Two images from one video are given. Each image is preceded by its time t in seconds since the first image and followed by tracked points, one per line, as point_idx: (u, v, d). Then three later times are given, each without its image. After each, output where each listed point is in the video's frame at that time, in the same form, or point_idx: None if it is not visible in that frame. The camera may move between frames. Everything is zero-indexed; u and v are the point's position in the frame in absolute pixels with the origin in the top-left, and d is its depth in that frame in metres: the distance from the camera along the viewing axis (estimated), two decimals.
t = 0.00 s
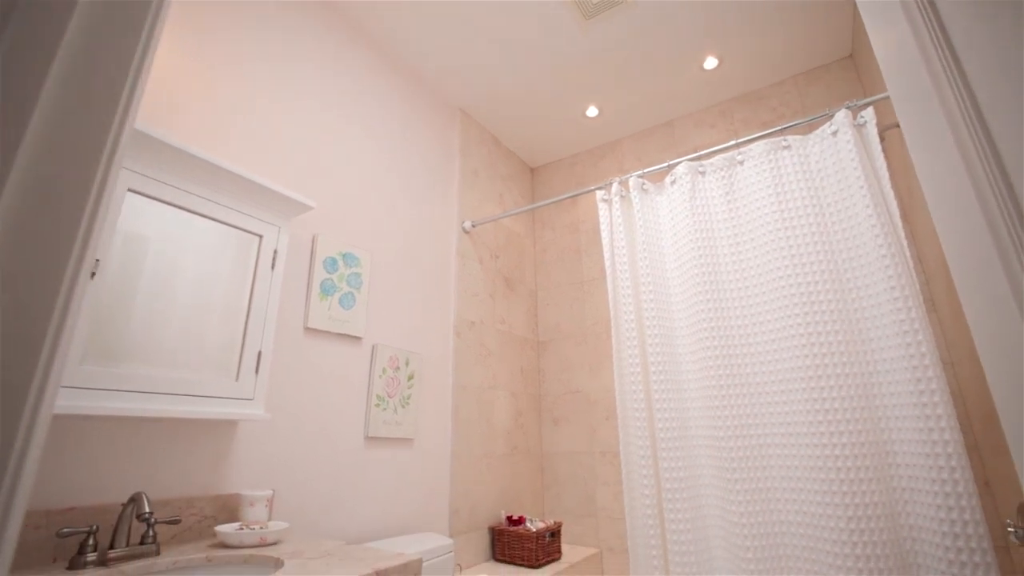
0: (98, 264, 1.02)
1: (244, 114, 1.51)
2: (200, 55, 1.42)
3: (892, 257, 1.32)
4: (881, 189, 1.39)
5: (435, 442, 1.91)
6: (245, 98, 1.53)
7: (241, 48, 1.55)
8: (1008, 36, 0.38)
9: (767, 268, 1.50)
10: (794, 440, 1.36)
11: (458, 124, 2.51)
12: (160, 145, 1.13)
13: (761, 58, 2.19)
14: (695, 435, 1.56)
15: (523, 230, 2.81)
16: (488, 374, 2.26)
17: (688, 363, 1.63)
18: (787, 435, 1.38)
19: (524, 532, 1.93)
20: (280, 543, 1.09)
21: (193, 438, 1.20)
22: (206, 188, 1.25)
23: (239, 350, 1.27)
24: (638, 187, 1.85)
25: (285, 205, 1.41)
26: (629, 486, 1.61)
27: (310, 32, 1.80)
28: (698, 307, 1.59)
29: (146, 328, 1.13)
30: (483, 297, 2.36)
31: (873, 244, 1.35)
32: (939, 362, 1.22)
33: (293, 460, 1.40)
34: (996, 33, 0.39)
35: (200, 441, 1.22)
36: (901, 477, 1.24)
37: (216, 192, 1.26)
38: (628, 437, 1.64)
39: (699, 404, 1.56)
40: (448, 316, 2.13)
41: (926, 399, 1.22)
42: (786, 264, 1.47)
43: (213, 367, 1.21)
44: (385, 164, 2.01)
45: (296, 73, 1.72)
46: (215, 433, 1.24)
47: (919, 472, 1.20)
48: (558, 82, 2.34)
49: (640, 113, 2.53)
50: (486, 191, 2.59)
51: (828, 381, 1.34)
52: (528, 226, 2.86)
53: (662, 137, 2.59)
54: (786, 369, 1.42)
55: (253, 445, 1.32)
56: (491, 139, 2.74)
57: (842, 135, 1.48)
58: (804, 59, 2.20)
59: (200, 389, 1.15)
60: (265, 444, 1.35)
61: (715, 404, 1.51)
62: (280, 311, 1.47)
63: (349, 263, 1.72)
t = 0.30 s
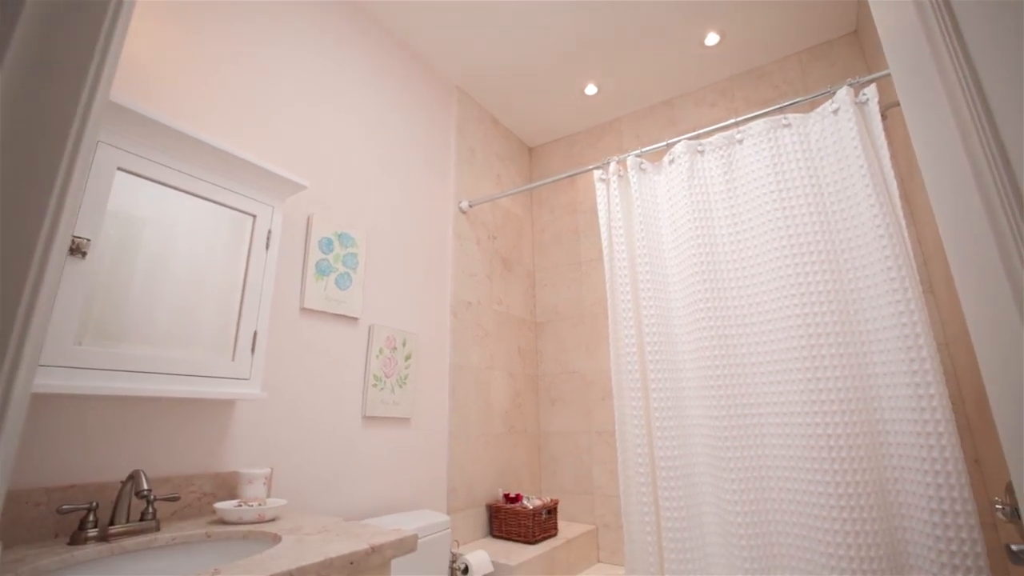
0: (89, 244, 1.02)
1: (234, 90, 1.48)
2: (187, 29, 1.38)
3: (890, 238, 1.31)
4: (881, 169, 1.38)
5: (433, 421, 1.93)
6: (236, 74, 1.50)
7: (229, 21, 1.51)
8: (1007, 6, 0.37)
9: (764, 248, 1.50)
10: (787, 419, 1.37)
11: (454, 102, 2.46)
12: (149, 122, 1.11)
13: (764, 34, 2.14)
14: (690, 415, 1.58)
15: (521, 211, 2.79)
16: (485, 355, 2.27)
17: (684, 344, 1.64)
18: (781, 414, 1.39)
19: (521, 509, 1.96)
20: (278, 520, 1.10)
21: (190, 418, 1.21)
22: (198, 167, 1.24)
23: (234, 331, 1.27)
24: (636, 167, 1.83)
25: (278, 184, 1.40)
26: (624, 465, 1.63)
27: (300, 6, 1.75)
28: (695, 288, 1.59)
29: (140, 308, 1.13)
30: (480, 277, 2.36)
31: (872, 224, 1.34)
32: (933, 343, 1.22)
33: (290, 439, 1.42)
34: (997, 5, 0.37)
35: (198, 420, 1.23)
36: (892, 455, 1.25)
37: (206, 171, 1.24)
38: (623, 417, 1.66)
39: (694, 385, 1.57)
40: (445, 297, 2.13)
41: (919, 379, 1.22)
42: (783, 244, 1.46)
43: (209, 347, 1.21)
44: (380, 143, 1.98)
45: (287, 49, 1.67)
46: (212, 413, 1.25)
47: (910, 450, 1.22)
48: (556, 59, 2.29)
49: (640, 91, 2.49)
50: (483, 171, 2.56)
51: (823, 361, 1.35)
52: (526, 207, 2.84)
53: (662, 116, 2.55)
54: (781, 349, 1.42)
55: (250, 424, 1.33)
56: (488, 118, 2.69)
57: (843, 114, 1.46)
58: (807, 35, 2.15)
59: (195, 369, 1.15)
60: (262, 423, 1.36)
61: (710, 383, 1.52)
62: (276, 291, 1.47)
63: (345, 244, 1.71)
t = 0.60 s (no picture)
0: (79, 225, 1.01)
1: (226, 67, 1.44)
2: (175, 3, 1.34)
3: (888, 219, 1.30)
4: (881, 149, 1.36)
5: (430, 403, 1.94)
6: (227, 50, 1.46)
7: None
8: None
9: (761, 230, 1.49)
10: (781, 400, 1.38)
11: (451, 81, 2.42)
12: (136, 100, 1.09)
13: (766, 11, 2.09)
14: (685, 396, 1.59)
15: (518, 192, 2.77)
16: (482, 337, 2.28)
17: (680, 326, 1.64)
18: (774, 396, 1.40)
19: (517, 488, 1.99)
20: (275, 498, 1.12)
21: (186, 399, 1.22)
22: (188, 147, 1.22)
23: (229, 312, 1.27)
24: (634, 147, 1.81)
25: (270, 164, 1.38)
26: (619, 446, 1.64)
27: None
28: (691, 270, 1.59)
29: (132, 290, 1.12)
30: (477, 260, 2.35)
31: (870, 206, 1.33)
32: (928, 325, 1.21)
33: (287, 420, 1.43)
34: None
35: (194, 401, 1.23)
36: (883, 435, 1.26)
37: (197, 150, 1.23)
38: (619, 398, 1.66)
39: (689, 367, 1.58)
40: (441, 279, 2.13)
41: (913, 361, 1.22)
42: (780, 226, 1.45)
43: (204, 329, 1.21)
44: (375, 123, 1.94)
45: (279, 25, 1.63)
46: (208, 394, 1.26)
47: (901, 430, 1.22)
48: (554, 37, 2.24)
49: (640, 70, 2.44)
50: (480, 152, 2.53)
51: (817, 343, 1.35)
52: (523, 189, 2.82)
53: (661, 96, 2.52)
54: (776, 332, 1.42)
55: (247, 405, 1.34)
56: (485, 98, 2.65)
57: (843, 93, 1.43)
58: (811, 12, 2.10)
59: (190, 350, 1.15)
60: (259, 404, 1.37)
61: (705, 365, 1.53)
62: (270, 272, 1.46)
63: (340, 225, 1.69)
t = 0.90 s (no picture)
0: (69, 208, 1.00)
1: (217, 44, 1.41)
2: None
3: (886, 201, 1.28)
4: (882, 131, 1.33)
5: (426, 385, 1.95)
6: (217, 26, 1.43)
7: None
8: None
9: (759, 212, 1.48)
10: (776, 382, 1.39)
11: (447, 60, 2.38)
12: (124, 79, 1.07)
13: None
14: (680, 378, 1.60)
15: (516, 174, 2.75)
16: (479, 320, 2.28)
17: (676, 309, 1.64)
18: (769, 379, 1.41)
19: (514, 470, 2.01)
20: (273, 479, 1.13)
21: (182, 381, 1.22)
22: (179, 127, 1.20)
23: (223, 294, 1.26)
24: (632, 128, 1.79)
25: (263, 145, 1.36)
26: (614, 428, 1.66)
27: None
28: (688, 253, 1.58)
29: (125, 273, 1.12)
30: (474, 243, 2.34)
31: (869, 188, 1.32)
32: (924, 309, 1.21)
33: (283, 402, 1.44)
34: None
35: (191, 383, 1.24)
36: (876, 417, 1.27)
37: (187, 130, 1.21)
38: (615, 381, 1.67)
39: (685, 350, 1.59)
40: (438, 262, 2.12)
41: (908, 344, 1.22)
42: (778, 209, 1.44)
43: (199, 311, 1.21)
44: (369, 103, 1.91)
45: None
46: (205, 376, 1.26)
47: (894, 413, 1.23)
48: (552, 15, 2.19)
49: (639, 50, 2.40)
50: (477, 134, 2.50)
51: (813, 326, 1.35)
52: (521, 171, 2.79)
53: (661, 76, 2.47)
54: (772, 315, 1.42)
55: (243, 387, 1.35)
56: (483, 78, 2.61)
57: (845, 73, 1.40)
58: None
59: (185, 333, 1.15)
60: (255, 386, 1.37)
61: (700, 348, 1.53)
62: (265, 255, 1.45)
63: (335, 208, 1.68)
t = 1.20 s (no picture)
0: (58, 187, 0.99)
1: (206, 20, 1.38)
2: None
3: (885, 182, 1.27)
4: (882, 110, 1.31)
5: (423, 366, 1.96)
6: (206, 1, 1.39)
7: None
8: None
9: (756, 194, 1.47)
10: (770, 364, 1.40)
11: (443, 38, 2.32)
12: (109, 56, 1.04)
13: None
14: (676, 360, 1.60)
15: (514, 155, 2.71)
16: (476, 301, 2.28)
17: (673, 291, 1.64)
18: (764, 361, 1.41)
19: (510, 450, 2.04)
20: (270, 458, 1.14)
21: (177, 362, 1.23)
22: (168, 106, 1.18)
23: (217, 276, 1.26)
24: (630, 108, 1.76)
25: (254, 125, 1.34)
26: (610, 409, 1.67)
27: None
28: (685, 235, 1.57)
29: (117, 254, 1.11)
30: (471, 224, 2.33)
31: (867, 169, 1.30)
32: (919, 291, 1.20)
33: (280, 383, 1.45)
34: None
35: (187, 365, 1.24)
36: (868, 399, 1.28)
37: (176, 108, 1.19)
38: (611, 364, 1.68)
39: (681, 332, 1.59)
40: (434, 244, 2.11)
41: (902, 326, 1.22)
42: (776, 190, 1.43)
43: (192, 293, 1.21)
44: (364, 81, 1.87)
45: None
46: (200, 357, 1.27)
47: (886, 394, 1.23)
48: None
49: (640, 27, 2.35)
50: (474, 114, 2.47)
51: (808, 309, 1.35)
52: (519, 152, 2.76)
53: (661, 55, 2.43)
54: (768, 297, 1.42)
55: (239, 368, 1.35)
56: (479, 56, 2.56)
57: (846, 50, 1.37)
58: None
59: (179, 314, 1.15)
60: (252, 367, 1.38)
61: (696, 330, 1.53)
62: (259, 237, 1.44)
63: (329, 189, 1.66)
